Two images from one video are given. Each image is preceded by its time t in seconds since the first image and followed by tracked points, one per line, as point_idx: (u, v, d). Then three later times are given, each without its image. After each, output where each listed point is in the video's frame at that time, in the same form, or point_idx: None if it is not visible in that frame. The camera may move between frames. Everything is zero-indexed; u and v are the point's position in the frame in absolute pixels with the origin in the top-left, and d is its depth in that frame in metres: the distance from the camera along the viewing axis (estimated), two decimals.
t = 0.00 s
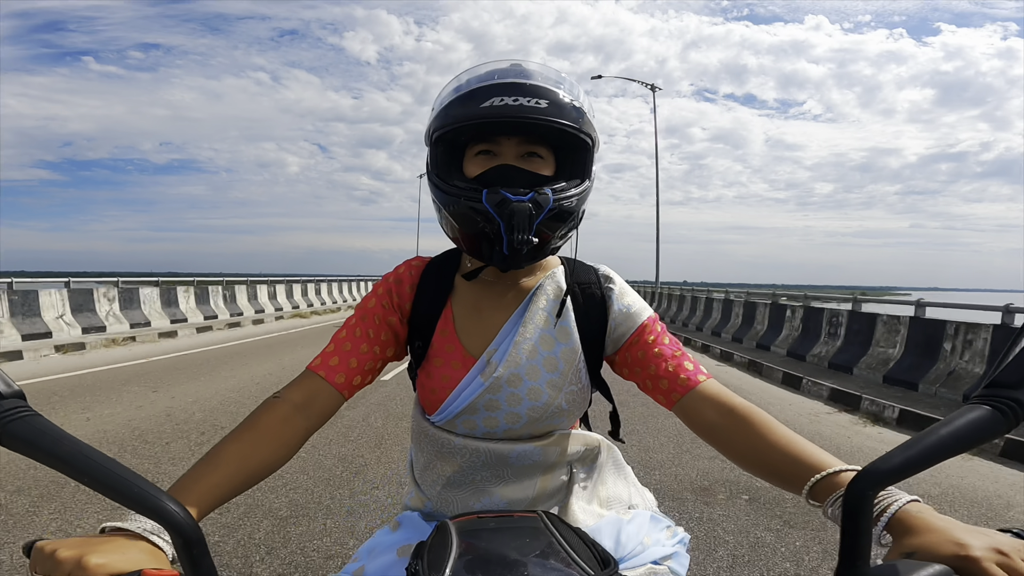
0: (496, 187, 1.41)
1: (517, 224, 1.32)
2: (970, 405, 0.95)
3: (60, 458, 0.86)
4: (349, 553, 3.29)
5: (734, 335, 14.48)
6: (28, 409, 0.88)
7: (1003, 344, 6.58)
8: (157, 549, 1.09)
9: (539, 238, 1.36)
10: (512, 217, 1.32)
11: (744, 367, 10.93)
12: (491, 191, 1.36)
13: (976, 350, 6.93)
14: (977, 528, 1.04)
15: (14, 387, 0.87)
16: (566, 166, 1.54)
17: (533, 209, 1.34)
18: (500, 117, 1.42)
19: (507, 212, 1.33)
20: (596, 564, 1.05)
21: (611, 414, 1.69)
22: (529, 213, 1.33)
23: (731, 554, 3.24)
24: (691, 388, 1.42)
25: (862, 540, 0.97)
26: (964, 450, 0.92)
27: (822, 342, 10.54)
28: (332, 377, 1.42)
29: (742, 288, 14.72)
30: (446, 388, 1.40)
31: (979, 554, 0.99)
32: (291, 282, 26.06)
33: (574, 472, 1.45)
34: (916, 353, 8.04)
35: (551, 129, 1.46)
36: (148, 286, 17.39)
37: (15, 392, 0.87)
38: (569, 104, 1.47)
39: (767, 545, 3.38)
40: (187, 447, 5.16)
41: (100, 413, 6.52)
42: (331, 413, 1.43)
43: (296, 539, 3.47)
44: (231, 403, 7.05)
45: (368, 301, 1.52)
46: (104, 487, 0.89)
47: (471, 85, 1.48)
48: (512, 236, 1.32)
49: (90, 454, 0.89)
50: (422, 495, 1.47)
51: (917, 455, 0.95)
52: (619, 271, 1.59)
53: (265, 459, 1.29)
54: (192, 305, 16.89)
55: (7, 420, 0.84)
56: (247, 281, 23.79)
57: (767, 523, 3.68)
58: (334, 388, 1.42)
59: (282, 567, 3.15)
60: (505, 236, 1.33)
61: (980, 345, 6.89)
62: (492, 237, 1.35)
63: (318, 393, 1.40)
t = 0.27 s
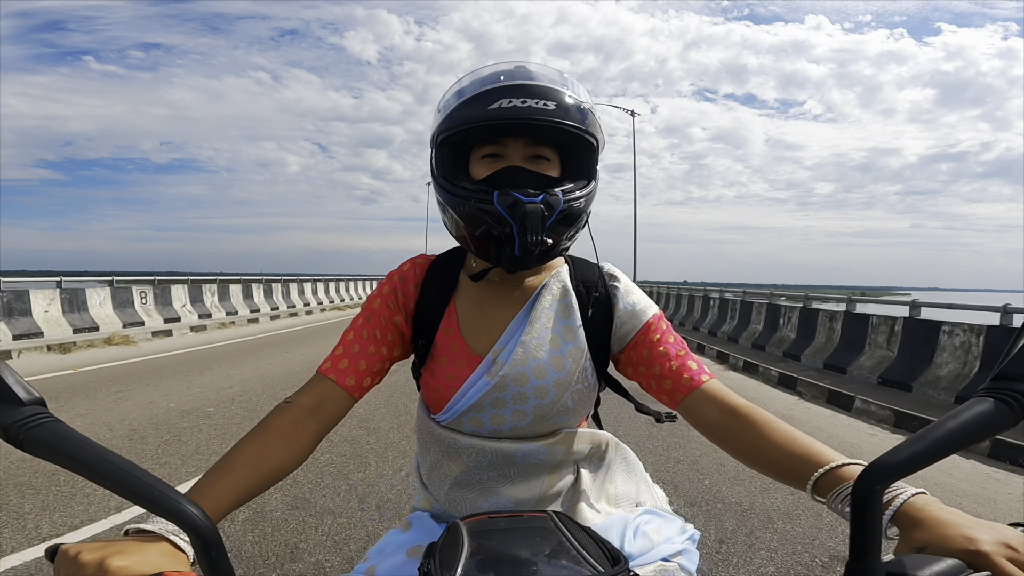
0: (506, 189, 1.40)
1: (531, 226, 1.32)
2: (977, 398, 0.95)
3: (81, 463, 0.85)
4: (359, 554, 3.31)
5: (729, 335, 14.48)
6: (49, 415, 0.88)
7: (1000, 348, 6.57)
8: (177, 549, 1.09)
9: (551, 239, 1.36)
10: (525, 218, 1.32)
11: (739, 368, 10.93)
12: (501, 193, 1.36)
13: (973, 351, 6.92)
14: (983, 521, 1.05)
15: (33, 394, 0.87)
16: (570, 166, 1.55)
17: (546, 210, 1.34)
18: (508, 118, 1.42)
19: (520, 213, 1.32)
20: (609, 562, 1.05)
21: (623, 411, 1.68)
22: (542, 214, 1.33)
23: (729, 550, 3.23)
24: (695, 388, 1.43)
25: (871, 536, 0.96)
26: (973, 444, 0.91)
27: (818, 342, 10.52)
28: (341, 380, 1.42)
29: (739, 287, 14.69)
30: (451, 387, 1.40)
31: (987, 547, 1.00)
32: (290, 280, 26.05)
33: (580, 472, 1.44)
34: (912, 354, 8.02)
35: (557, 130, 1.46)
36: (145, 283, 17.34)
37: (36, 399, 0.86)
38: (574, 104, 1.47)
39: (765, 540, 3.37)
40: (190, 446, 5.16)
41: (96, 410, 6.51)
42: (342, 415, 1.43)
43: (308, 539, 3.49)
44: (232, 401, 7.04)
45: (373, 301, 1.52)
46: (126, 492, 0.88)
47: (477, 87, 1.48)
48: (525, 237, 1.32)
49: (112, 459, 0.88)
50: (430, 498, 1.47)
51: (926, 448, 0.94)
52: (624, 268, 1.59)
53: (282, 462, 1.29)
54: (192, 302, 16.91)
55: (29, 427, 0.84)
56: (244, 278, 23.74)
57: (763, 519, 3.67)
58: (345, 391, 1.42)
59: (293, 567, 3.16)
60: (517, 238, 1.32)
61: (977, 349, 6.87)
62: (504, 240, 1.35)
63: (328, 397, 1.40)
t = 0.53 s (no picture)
0: (517, 186, 1.41)
1: (542, 221, 1.33)
2: (996, 400, 0.95)
3: (82, 462, 0.86)
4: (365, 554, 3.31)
5: (726, 334, 14.51)
6: (50, 414, 0.88)
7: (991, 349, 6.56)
8: (179, 544, 1.10)
9: (563, 234, 1.36)
10: (537, 213, 1.33)
11: (736, 368, 10.95)
12: (513, 190, 1.37)
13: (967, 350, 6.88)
14: (1001, 524, 1.06)
15: (35, 392, 0.87)
16: (578, 162, 1.55)
17: (556, 205, 1.35)
18: (515, 118, 1.43)
19: (532, 209, 1.33)
20: (613, 564, 1.05)
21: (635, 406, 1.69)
22: (553, 209, 1.34)
23: (728, 548, 3.24)
24: (705, 375, 1.43)
25: (888, 536, 0.97)
26: (991, 446, 0.92)
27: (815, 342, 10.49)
28: (348, 371, 1.43)
29: (736, 287, 14.69)
30: (465, 377, 1.40)
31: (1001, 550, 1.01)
32: (288, 280, 26.04)
33: (592, 468, 1.46)
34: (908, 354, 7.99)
35: (563, 128, 1.47)
36: (142, 283, 17.34)
37: (37, 398, 0.87)
38: (579, 102, 1.47)
39: (761, 540, 3.36)
40: (190, 446, 5.16)
41: (98, 409, 6.52)
42: (346, 407, 1.43)
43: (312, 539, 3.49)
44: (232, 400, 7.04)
45: (382, 294, 1.52)
46: (127, 491, 0.89)
47: (483, 89, 1.48)
48: (538, 231, 1.33)
49: (112, 459, 0.89)
50: (439, 496, 1.47)
51: (943, 452, 0.95)
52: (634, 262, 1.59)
53: (284, 458, 1.29)
54: (189, 303, 16.91)
55: (31, 426, 0.84)
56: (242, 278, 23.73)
57: (756, 518, 3.65)
58: (350, 381, 1.42)
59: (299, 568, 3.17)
60: (531, 232, 1.33)
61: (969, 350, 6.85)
62: (517, 233, 1.35)
63: (333, 388, 1.40)
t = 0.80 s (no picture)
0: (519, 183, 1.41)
1: (544, 213, 1.33)
2: (1002, 406, 0.95)
3: (85, 459, 0.86)
4: (366, 550, 3.30)
5: (722, 334, 14.53)
6: (55, 410, 0.88)
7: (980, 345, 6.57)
8: (179, 545, 1.10)
9: (564, 224, 1.37)
10: (538, 206, 1.33)
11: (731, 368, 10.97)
12: (514, 184, 1.37)
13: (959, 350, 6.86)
14: (1008, 530, 1.06)
15: (39, 388, 0.87)
16: (580, 161, 1.56)
17: (558, 198, 1.35)
18: (516, 117, 1.43)
19: (533, 201, 1.33)
20: (613, 565, 1.05)
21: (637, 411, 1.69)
22: (555, 202, 1.34)
23: (726, 554, 3.25)
24: (712, 385, 1.43)
25: (892, 543, 0.98)
26: (995, 451, 0.92)
27: (811, 342, 10.47)
28: (360, 368, 1.43)
29: (733, 287, 14.72)
30: (468, 380, 1.41)
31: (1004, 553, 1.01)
32: (286, 279, 26.07)
33: (593, 470, 1.44)
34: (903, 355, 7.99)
35: (564, 126, 1.47)
36: (139, 283, 17.31)
37: (41, 394, 0.87)
38: (579, 101, 1.48)
39: (755, 546, 3.35)
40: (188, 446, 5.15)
41: (97, 408, 6.53)
42: (358, 405, 1.43)
43: (310, 535, 3.47)
44: (229, 399, 7.03)
45: (394, 294, 1.52)
46: (129, 488, 0.89)
47: (484, 91, 1.49)
48: (540, 223, 1.33)
49: (116, 456, 0.89)
50: (441, 493, 1.47)
51: (947, 456, 0.95)
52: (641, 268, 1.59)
53: (292, 455, 1.29)
54: (187, 302, 16.93)
55: (35, 421, 0.84)
56: (239, 278, 23.70)
57: (748, 527, 3.62)
58: (362, 378, 1.43)
59: (299, 564, 3.15)
60: (533, 225, 1.34)
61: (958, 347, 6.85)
62: (520, 230, 1.36)
63: (343, 386, 1.40)
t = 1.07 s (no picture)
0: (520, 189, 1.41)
1: (547, 221, 1.33)
2: (993, 412, 0.95)
3: (88, 454, 0.86)
4: (363, 551, 3.29)
5: (717, 334, 14.54)
6: (58, 405, 0.88)
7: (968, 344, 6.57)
8: (178, 543, 1.10)
9: (567, 234, 1.36)
10: (541, 214, 1.33)
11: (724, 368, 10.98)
12: (516, 193, 1.37)
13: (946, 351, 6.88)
14: (996, 533, 1.05)
15: (43, 383, 0.87)
16: (583, 164, 1.55)
17: (560, 206, 1.34)
18: (518, 120, 1.43)
19: (535, 211, 1.33)
20: (610, 567, 1.06)
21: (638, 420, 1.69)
22: (557, 210, 1.34)
23: (723, 558, 3.25)
24: (714, 397, 1.43)
25: (879, 547, 0.98)
26: (984, 456, 0.92)
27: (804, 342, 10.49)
28: (353, 374, 1.42)
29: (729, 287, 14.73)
30: (468, 385, 1.41)
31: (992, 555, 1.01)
32: (284, 279, 26.05)
33: (592, 475, 1.44)
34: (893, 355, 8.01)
35: (567, 129, 1.47)
36: (136, 281, 17.27)
37: (45, 389, 0.87)
38: (583, 104, 1.48)
39: (751, 551, 3.35)
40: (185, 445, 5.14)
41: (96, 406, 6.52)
42: (351, 409, 1.43)
43: (307, 536, 3.47)
44: (226, 399, 7.01)
45: (391, 299, 1.51)
46: (131, 484, 0.89)
47: (486, 92, 1.48)
48: (542, 233, 1.33)
49: (118, 452, 0.89)
50: (439, 495, 1.47)
51: (938, 461, 0.95)
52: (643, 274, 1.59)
53: (287, 456, 1.29)
54: (186, 301, 16.93)
55: (38, 416, 0.84)
56: (236, 277, 23.66)
57: (737, 530, 3.62)
58: (356, 383, 1.42)
59: (296, 564, 3.14)
60: (535, 234, 1.34)
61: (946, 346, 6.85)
62: (521, 237, 1.36)
63: (340, 390, 1.40)
